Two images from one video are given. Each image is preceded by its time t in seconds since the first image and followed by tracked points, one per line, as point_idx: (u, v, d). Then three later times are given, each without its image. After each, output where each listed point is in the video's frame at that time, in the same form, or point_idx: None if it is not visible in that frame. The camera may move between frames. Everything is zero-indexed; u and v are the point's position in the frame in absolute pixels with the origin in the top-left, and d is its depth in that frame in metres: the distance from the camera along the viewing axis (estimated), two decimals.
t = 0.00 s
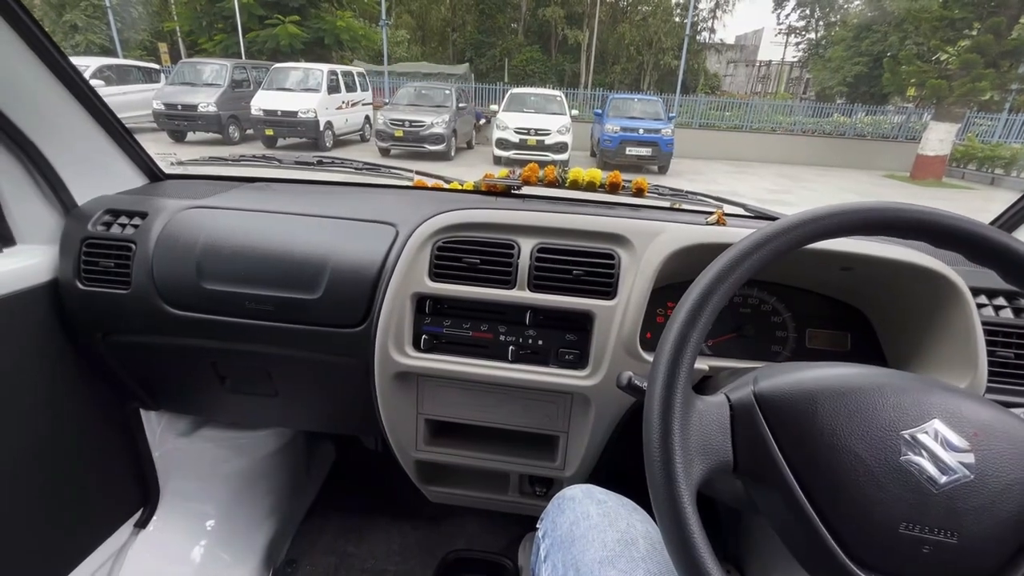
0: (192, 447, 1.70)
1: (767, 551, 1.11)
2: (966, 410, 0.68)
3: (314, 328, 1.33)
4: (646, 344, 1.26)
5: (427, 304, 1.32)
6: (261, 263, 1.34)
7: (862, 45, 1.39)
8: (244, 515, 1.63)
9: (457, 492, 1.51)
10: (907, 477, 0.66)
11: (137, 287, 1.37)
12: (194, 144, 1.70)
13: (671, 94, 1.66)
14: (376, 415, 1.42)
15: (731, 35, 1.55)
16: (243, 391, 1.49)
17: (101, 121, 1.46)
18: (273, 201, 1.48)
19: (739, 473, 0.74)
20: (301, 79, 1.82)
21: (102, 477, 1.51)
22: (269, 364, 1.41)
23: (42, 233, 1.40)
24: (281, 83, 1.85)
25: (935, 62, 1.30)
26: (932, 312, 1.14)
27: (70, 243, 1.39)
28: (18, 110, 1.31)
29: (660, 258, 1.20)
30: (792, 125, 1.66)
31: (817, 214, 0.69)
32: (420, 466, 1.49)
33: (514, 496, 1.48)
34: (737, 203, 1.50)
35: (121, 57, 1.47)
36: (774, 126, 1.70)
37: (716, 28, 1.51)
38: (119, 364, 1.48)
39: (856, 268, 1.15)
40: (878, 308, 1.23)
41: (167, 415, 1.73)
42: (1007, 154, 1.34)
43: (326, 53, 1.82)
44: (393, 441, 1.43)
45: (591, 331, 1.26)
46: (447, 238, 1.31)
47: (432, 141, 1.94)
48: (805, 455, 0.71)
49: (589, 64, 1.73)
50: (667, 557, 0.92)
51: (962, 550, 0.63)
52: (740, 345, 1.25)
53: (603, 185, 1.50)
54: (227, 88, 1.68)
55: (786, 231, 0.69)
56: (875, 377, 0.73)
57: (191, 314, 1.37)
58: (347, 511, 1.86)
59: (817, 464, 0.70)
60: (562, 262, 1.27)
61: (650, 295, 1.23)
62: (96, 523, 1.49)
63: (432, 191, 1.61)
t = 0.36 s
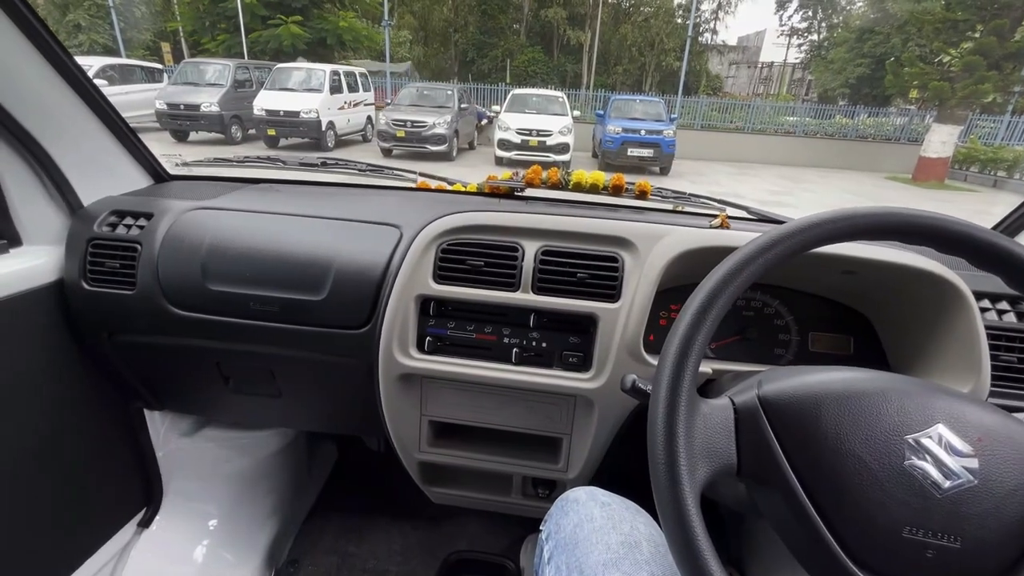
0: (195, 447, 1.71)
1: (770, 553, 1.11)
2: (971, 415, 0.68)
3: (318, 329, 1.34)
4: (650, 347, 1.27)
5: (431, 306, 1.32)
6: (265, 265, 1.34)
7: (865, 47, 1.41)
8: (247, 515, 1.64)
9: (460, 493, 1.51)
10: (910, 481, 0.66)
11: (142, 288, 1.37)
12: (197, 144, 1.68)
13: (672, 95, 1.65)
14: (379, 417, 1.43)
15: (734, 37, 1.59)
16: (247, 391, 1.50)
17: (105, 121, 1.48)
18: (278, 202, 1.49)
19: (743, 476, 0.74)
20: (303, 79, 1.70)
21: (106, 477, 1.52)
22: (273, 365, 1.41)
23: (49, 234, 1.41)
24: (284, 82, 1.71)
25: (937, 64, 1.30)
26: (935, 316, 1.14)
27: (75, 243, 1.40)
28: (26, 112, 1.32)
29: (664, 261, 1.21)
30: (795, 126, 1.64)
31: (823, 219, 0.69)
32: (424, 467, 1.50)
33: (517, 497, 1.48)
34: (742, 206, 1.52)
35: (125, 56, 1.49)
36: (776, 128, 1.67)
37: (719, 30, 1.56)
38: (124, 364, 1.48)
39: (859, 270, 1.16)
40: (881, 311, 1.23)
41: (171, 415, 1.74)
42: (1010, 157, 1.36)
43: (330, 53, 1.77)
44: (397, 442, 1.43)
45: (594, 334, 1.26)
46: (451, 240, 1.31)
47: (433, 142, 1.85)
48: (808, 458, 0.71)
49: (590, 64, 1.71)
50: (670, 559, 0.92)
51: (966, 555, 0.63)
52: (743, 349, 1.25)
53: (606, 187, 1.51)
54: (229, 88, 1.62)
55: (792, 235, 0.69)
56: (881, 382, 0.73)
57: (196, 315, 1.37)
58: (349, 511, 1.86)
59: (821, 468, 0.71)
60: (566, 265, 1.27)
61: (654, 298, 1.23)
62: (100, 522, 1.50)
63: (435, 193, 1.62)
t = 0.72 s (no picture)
0: (195, 445, 1.70)
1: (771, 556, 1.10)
2: (976, 417, 0.67)
3: (317, 327, 1.33)
4: (651, 347, 1.26)
5: (431, 305, 1.32)
6: (265, 263, 1.34)
7: (868, 49, 1.38)
8: (246, 514, 1.63)
9: (460, 493, 1.50)
10: (914, 483, 0.65)
11: (142, 286, 1.37)
12: (198, 144, 1.68)
13: (674, 96, 1.65)
14: (379, 417, 1.42)
15: (736, 38, 1.54)
16: (246, 390, 1.49)
17: (107, 120, 1.47)
18: (278, 200, 1.48)
19: (743, 475, 0.74)
20: (305, 78, 1.66)
21: (104, 475, 1.52)
22: (273, 364, 1.41)
23: (49, 231, 1.41)
24: (285, 82, 1.68)
25: (940, 65, 1.30)
26: (938, 317, 1.14)
27: (75, 241, 1.40)
28: (27, 110, 1.32)
29: (665, 260, 1.20)
30: (797, 127, 1.66)
31: (826, 219, 0.68)
32: (423, 467, 1.49)
33: (516, 497, 1.48)
34: (742, 206, 1.49)
35: (127, 56, 1.47)
36: (778, 129, 1.70)
37: (721, 30, 1.51)
38: (123, 362, 1.48)
39: (862, 271, 1.15)
40: (884, 313, 1.23)
41: (170, 414, 1.73)
42: (1013, 158, 1.35)
43: (331, 53, 1.71)
44: (397, 442, 1.43)
45: (595, 334, 1.26)
46: (451, 239, 1.31)
47: (434, 142, 1.93)
48: (811, 458, 0.71)
49: (592, 64, 1.69)
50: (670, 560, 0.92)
51: (971, 559, 0.62)
52: (744, 349, 1.24)
53: (608, 187, 1.50)
54: (232, 88, 1.64)
55: (793, 234, 0.68)
56: (884, 383, 0.72)
57: (195, 313, 1.37)
58: (349, 510, 1.86)
59: (823, 469, 0.70)
60: (567, 264, 1.26)
61: (656, 296, 1.23)
62: (98, 520, 1.49)
63: (435, 192, 1.61)
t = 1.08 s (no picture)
0: (195, 444, 1.70)
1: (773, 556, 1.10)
2: (983, 421, 0.67)
3: (318, 326, 1.33)
4: (653, 346, 1.26)
5: (432, 303, 1.32)
6: (266, 262, 1.34)
7: (869, 49, 1.39)
8: (246, 512, 1.63)
9: (459, 491, 1.50)
10: (915, 481, 0.65)
11: (142, 284, 1.37)
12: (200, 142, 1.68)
13: (674, 95, 1.67)
14: (379, 416, 1.42)
15: (737, 38, 1.54)
16: (246, 388, 1.49)
17: (108, 118, 1.47)
18: (279, 199, 1.48)
19: (744, 460, 0.73)
20: (306, 78, 1.69)
21: (105, 474, 1.52)
22: (274, 363, 1.41)
23: (50, 229, 1.41)
24: (286, 81, 1.71)
25: (941, 66, 1.29)
26: (940, 317, 1.13)
27: (76, 239, 1.39)
28: (29, 108, 1.31)
29: (667, 260, 1.20)
30: (797, 127, 1.66)
31: (833, 217, 0.68)
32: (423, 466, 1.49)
33: (517, 497, 1.47)
34: (744, 206, 1.48)
35: (127, 54, 1.45)
36: (778, 129, 1.69)
37: (722, 31, 1.51)
38: (124, 360, 1.48)
39: (866, 271, 1.15)
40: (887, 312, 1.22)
41: (171, 413, 1.73)
42: (1014, 159, 1.33)
43: (331, 52, 1.73)
44: (397, 441, 1.43)
45: (597, 333, 1.26)
46: (453, 238, 1.31)
47: (436, 141, 1.89)
48: (814, 448, 0.70)
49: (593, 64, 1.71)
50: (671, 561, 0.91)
51: (966, 559, 0.63)
52: (745, 349, 1.25)
53: (608, 186, 1.50)
54: (233, 86, 1.63)
55: (800, 232, 0.68)
56: (891, 380, 0.72)
57: (195, 312, 1.37)
58: (349, 509, 1.86)
59: (826, 461, 0.69)
60: (568, 263, 1.26)
61: (658, 296, 1.23)
62: (99, 519, 1.49)
63: (436, 191, 1.61)
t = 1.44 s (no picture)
0: (195, 445, 1.71)
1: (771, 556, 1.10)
2: (978, 422, 0.67)
3: (317, 328, 1.33)
4: (651, 348, 1.26)
5: (432, 305, 1.32)
6: (266, 263, 1.34)
7: (868, 50, 1.40)
8: (246, 513, 1.63)
9: (458, 492, 1.51)
10: (911, 482, 0.66)
11: (142, 286, 1.37)
12: (199, 144, 1.67)
13: (675, 97, 1.66)
14: (379, 417, 1.43)
15: (737, 39, 1.53)
16: (246, 389, 1.49)
17: (108, 120, 1.48)
18: (279, 201, 1.48)
19: (740, 462, 0.74)
20: (306, 79, 1.67)
21: (104, 475, 1.52)
22: (274, 364, 1.41)
23: (50, 230, 1.41)
24: (287, 82, 1.70)
25: (940, 68, 1.30)
26: (938, 318, 1.14)
27: (76, 241, 1.40)
28: (29, 109, 1.32)
29: (665, 262, 1.21)
30: (797, 129, 1.67)
31: (829, 219, 0.68)
32: (423, 467, 1.49)
33: (516, 498, 1.48)
34: (742, 208, 1.49)
35: (127, 55, 1.46)
36: (778, 131, 1.70)
37: (722, 32, 1.50)
38: (123, 361, 1.48)
39: (862, 274, 1.15)
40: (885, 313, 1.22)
41: (170, 413, 1.73)
42: (1013, 160, 1.34)
43: (331, 54, 1.70)
44: (397, 442, 1.43)
45: (595, 334, 1.26)
46: (452, 239, 1.31)
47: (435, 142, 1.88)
48: (811, 451, 0.70)
49: (592, 66, 1.72)
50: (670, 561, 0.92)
51: (963, 560, 0.63)
52: (743, 350, 1.25)
53: (608, 187, 1.50)
54: (233, 87, 1.62)
55: (796, 235, 0.68)
56: (886, 382, 0.72)
57: (195, 313, 1.37)
58: (349, 510, 1.86)
59: (823, 463, 0.70)
60: (567, 265, 1.26)
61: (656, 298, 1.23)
62: (98, 520, 1.50)
63: (435, 192, 1.62)
